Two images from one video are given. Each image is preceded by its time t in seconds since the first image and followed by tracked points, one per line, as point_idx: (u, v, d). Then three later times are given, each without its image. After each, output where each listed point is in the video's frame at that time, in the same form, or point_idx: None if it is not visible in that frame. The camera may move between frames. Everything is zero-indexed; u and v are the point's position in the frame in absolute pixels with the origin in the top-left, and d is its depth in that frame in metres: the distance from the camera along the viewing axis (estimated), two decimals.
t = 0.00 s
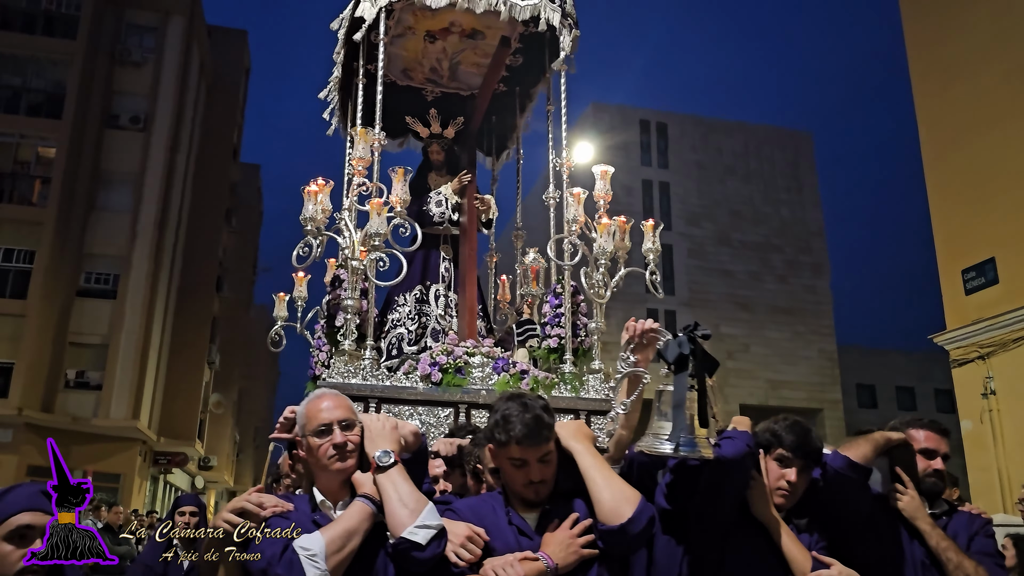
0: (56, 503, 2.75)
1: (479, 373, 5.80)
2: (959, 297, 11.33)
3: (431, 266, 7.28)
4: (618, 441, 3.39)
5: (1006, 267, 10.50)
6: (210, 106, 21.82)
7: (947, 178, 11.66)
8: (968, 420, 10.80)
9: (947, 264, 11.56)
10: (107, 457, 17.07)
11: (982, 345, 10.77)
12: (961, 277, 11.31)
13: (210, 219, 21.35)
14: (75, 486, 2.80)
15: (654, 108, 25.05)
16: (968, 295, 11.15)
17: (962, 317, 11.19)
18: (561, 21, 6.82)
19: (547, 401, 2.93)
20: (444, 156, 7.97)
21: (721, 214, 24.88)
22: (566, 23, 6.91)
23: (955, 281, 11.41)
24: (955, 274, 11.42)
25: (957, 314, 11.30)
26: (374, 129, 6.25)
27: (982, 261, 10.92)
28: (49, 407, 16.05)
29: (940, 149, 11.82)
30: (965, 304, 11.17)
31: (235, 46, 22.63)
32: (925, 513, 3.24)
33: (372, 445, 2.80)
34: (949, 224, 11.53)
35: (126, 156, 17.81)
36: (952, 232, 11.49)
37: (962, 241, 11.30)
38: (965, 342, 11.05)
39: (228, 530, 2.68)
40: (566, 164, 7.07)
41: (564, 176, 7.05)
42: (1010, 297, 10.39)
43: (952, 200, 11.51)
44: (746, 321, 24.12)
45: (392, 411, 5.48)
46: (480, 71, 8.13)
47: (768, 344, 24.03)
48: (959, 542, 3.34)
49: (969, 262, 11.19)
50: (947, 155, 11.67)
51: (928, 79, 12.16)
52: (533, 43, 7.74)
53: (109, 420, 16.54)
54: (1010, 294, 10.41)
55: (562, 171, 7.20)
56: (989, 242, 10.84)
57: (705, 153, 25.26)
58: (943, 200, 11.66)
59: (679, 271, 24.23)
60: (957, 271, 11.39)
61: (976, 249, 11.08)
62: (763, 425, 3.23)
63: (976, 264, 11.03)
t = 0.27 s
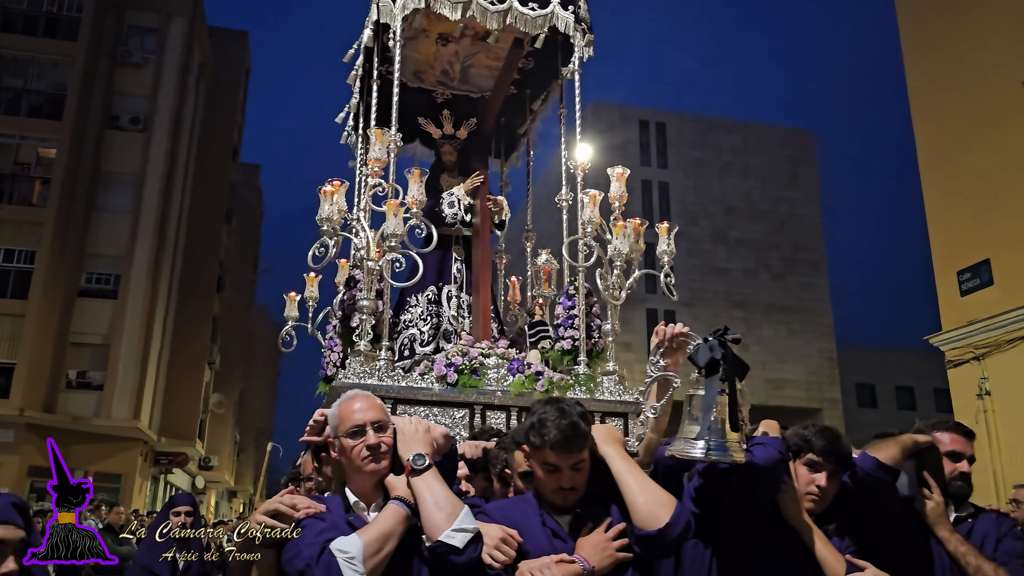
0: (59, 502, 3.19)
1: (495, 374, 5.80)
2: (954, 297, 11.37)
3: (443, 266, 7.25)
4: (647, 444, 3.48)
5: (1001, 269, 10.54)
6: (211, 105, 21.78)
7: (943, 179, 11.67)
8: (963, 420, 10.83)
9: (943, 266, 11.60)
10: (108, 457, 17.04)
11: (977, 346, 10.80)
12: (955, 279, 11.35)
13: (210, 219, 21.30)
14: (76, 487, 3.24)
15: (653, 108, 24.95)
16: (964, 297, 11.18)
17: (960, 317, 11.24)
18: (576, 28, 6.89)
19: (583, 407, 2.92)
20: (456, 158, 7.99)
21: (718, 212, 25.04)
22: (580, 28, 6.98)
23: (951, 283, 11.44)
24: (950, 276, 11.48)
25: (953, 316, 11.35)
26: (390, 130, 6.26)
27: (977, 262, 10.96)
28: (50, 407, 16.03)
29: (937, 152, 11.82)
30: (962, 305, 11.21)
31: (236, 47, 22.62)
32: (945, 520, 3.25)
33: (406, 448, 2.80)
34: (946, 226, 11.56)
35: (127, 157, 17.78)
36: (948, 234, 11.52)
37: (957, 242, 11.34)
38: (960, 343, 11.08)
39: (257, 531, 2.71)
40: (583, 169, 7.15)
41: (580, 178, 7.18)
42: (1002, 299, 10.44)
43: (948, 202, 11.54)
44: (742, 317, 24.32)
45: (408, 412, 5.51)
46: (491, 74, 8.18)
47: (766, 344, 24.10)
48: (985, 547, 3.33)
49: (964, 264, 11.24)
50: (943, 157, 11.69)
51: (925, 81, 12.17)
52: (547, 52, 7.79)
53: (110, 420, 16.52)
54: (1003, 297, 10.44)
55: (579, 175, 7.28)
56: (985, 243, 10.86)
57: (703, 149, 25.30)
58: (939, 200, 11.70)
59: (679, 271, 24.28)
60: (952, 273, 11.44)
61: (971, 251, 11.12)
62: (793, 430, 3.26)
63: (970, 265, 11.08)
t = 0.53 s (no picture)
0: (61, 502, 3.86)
1: (500, 372, 5.80)
2: (945, 298, 11.39)
3: (447, 266, 7.27)
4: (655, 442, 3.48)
5: (992, 269, 10.58)
6: (209, 106, 21.76)
7: (936, 181, 11.70)
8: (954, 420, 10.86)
9: (935, 266, 11.66)
10: (107, 457, 17.04)
11: (967, 347, 10.84)
12: (946, 280, 11.40)
13: (209, 219, 21.27)
14: (76, 488, 3.89)
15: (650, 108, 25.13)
16: (955, 298, 11.21)
17: (949, 321, 11.23)
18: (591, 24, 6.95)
19: (596, 406, 2.94)
20: (461, 157, 7.96)
21: (715, 212, 25.10)
22: (595, 25, 7.02)
23: (941, 284, 11.49)
24: (940, 277, 11.53)
25: (945, 317, 11.34)
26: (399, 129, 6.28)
27: (968, 263, 11.01)
28: (48, 407, 16.03)
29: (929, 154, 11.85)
30: (952, 306, 11.23)
31: (236, 47, 22.60)
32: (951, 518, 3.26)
33: (416, 445, 2.81)
34: (938, 227, 11.58)
35: (126, 157, 17.74)
36: (939, 234, 11.57)
37: (948, 242, 11.39)
38: (951, 343, 11.12)
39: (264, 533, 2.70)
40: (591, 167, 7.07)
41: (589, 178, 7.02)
42: (992, 299, 10.50)
43: (939, 203, 11.58)
44: (739, 317, 24.35)
45: (414, 410, 5.55)
46: (502, 72, 8.23)
47: (762, 343, 24.18)
48: (989, 544, 3.34)
49: (954, 265, 11.28)
50: (934, 159, 11.74)
51: (917, 83, 12.21)
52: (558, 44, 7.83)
53: (108, 420, 16.49)
54: (992, 296, 10.50)
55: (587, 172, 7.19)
56: (977, 242, 10.90)
57: (701, 148, 25.34)
58: (930, 202, 11.76)
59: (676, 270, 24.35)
60: (942, 274, 11.49)
61: (961, 252, 11.18)
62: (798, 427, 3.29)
63: (961, 266, 11.11)
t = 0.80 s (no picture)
0: (58, 502, 3.88)
1: (495, 372, 5.83)
2: (935, 298, 11.42)
3: (444, 265, 7.30)
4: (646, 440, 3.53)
5: (981, 269, 10.59)
6: (206, 108, 21.82)
7: (927, 183, 11.72)
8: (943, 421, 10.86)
9: (925, 267, 11.69)
10: (105, 456, 17.07)
11: (956, 348, 10.85)
12: (936, 281, 11.42)
13: (206, 220, 21.30)
14: (75, 488, 3.92)
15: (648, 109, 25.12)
16: (944, 299, 11.24)
17: (938, 321, 11.26)
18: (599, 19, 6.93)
19: (588, 405, 2.97)
20: (457, 157, 7.90)
21: (711, 212, 25.18)
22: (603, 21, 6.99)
23: (932, 285, 11.52)
24: (931, 278, 11.55)
25: (934, 321, 11.37)
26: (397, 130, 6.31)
27: (958, 265, 11.02)
28: (45, 407, 16.06)
29: (921, 156, 11.88)
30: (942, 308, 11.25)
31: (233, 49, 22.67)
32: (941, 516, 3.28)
33: (407, 445, 2.84)
34: (929, 230, 11.60)
35: (125, 158, 17.75)
36: (930, 236, 11.59)
37: (938, 245, 11.42)
38: (939, 344, 11.13)
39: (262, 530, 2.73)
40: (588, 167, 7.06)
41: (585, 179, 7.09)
42: (983, 300, 10.51)
43: (931, 206, 11.60)
44: (735, 317, 24.37)
45: (410, 409, 5.59)
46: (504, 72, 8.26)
47: (756, 344, 24.25)
48: (976, 540, 3.39)
49: (946, 267, 11.29)
50: (926, 161, 11.77)
51: (909, 84, 12.25)
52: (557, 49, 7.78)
53: (105, 420, 16.52)
54: (983, 297, 10.51)
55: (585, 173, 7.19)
56: (966, 244, 10.92)
57: (696, 151, 25.38)
58: (921, 204, 11.80)
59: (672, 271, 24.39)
60: (933, 276, 11.52)
61: (951, 255, 11.19)
62: (787, 427, 3.32)
63: (952, 268, 11.12)
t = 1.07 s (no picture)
0: (61, 501, 3.86)
1: (487, 373, 5.86)
2: (929, 300, 11.41)
3: (438, 266, 7.33)
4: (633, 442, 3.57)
5: (974, 271, 10.60)
6: (204, 109, 21.84)
7: (921, 184, 11.72)
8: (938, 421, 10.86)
9: (919, 267, 11.68)
10: (104, 456, 17.09)
11: (949, 349, 10.84)
12: (930, 282, 11.42)
13: (203, 220, 21.31)
14: (76, 487, 3.88)
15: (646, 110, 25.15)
16: (938, 300, 11.22)
17: (932, 322, 11.27)
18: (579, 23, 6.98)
19: (573, 408, 3.00)
20: (451, 157, 7.96)
21: (709, 213, 25.19)
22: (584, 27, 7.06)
23: (926, 285, 11.52)
24: (925, 278, 11.55)
25: (928, 319, 11.39)
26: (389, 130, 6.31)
27: (951, 266, 11.02)
28: (44, 407, 16.09)
29: (914, 155, 11.90)
30: (935, 309, 11.26)
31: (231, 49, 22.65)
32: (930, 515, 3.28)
33: (395, 447, 2.86)
34: (923, 230, 11.60)
35: (123, 158, 17.78)
36: (924, 236, 11.58)
37: (932, 245, 11.42)
38: (933, 344, 11.12)
39: (255, 529, 2.72)
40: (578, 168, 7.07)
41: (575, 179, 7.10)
42: (976, 300, 10.49)
43: (925, 206, 11.59)
44: (733, 318, 24.38)
45: (402, 410, 5.60)
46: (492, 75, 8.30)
47: (754, 345, 24.27)
48: (963, 539, 3.41)
49: (939, 268, 11.28)
50: (920, 161, 11.77)
51: (904, 86, 12.25)
52: (546, 50, 7.79)
53: (104, 420, 16.55)
54: (976, 298, 10.49)
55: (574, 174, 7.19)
56: (959, 246, 10.92)
57: (694, 151, 25.36)
58: (915, 204, 11.80)
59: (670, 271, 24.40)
60: (927, 276, 11.52)
61: (945, 255, 11.18)
62: (772, 429, 3.35)
63: (945, 269, 11.12)
